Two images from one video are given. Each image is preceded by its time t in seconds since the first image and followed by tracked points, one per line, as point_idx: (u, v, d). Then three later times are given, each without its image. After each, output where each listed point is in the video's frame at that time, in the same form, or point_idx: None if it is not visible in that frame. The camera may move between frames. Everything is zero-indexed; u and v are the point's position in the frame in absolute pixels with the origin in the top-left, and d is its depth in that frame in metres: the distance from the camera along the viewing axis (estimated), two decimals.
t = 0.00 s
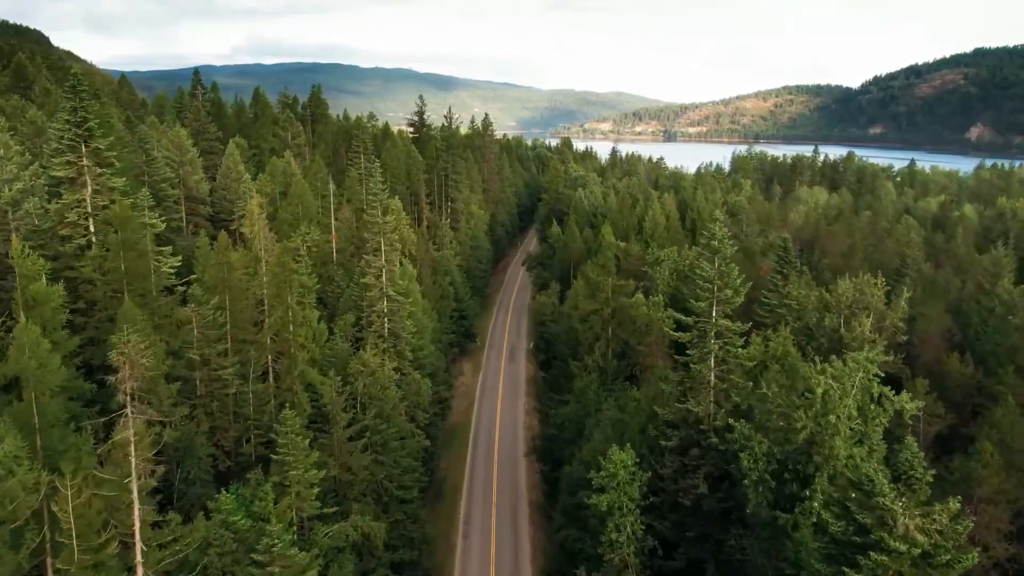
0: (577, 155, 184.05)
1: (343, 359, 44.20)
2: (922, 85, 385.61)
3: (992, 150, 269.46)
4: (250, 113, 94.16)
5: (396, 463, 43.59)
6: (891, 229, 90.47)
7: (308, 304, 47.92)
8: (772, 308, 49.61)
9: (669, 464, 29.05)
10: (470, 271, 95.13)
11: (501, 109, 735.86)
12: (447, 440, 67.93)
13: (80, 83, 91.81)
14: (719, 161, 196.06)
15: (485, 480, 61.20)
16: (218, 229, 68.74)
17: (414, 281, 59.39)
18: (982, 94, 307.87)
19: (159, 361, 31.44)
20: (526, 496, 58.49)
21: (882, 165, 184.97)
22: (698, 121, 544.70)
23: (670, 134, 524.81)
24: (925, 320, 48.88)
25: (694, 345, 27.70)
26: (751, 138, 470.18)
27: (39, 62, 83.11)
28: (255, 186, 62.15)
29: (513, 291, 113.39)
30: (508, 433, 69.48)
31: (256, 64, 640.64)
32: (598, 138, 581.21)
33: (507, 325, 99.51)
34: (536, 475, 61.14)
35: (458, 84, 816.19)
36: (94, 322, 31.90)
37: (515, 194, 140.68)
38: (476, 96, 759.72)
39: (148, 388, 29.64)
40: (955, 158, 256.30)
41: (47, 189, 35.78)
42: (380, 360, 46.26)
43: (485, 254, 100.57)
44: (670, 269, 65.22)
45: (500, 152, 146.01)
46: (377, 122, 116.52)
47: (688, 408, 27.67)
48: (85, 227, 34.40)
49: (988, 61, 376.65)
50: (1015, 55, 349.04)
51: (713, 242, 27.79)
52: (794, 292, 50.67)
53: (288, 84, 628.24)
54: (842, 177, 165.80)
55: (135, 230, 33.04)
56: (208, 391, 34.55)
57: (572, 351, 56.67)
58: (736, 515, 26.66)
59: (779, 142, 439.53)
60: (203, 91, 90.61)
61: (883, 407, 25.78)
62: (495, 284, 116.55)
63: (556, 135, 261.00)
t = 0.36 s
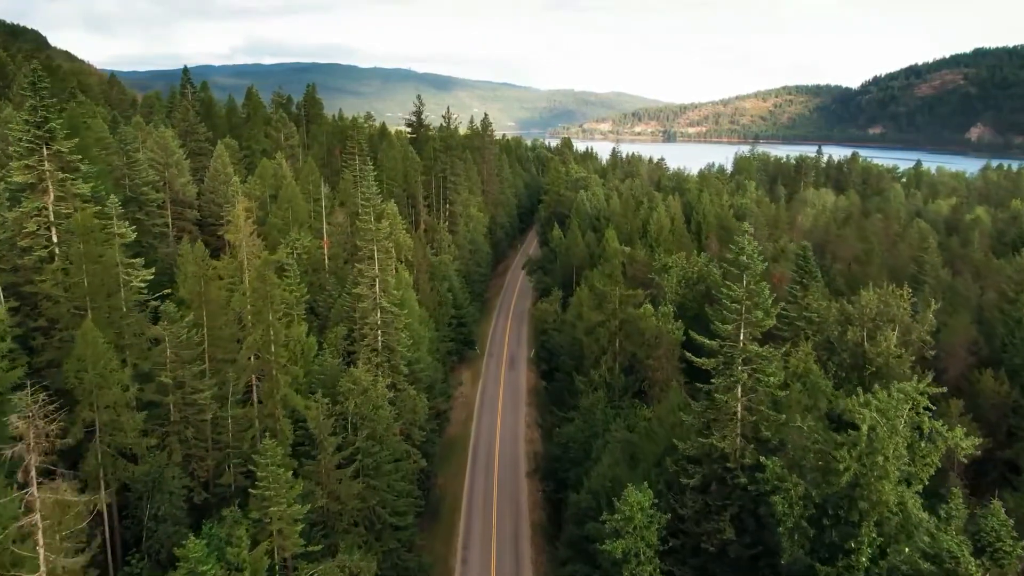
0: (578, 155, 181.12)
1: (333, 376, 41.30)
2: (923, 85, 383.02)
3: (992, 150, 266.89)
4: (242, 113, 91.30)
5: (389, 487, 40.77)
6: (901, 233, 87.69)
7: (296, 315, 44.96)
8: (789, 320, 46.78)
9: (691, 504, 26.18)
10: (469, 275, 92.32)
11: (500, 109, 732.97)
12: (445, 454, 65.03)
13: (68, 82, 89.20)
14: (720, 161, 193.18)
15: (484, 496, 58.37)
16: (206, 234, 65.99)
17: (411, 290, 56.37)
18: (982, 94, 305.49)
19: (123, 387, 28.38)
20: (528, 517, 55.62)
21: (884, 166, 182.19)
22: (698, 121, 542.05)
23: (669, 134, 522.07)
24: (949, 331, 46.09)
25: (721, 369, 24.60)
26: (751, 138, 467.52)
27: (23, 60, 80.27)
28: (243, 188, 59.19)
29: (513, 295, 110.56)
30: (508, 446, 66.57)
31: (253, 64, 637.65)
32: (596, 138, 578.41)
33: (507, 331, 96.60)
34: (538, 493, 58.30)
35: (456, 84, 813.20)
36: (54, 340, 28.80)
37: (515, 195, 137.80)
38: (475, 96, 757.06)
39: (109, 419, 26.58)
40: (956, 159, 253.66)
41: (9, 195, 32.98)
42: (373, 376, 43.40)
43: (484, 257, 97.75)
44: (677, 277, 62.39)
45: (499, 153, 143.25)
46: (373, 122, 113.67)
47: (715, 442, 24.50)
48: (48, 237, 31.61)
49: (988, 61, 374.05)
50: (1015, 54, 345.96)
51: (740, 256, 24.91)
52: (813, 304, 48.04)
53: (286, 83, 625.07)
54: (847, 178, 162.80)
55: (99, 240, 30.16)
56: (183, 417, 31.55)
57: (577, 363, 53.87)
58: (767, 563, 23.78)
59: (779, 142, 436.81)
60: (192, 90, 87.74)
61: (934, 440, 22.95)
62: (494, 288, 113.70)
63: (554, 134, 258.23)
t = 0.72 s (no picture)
0: (578, 156, 177.96)
1: (320, 399, 37.96)
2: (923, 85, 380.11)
3: (992, 150, 264.06)
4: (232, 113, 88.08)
5: (380, 519, 37.64)
6: (916, 237, 84.45)
7: (281, 330, 41.62)
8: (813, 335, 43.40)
9: (721, 560, 22.92)
10: (468, 281, 89.12)
11: (499, 109, 730.02)
12: (442, 472, 61.80)
13: (53, 81, 86.04)
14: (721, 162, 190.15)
15: (484, 518, 55.20)
16: (192, 240, 62.75)
17: (406, 300, 52.98)
18: (982, 94, 302.77)
19: (75, 424, 25.04)
20: (529, 543, 52.31)
21: (888, 167, 179.12)
22: (697, 121, 539.27)
23: (668, 135, 519.19)
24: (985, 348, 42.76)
25: (759, 409, 21.25)
26: (751, 138, 464.65)
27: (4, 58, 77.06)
28: (228, 192, 55.81)
29: (514, 300, 107.23)
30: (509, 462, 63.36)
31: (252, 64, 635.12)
32: (595, 138, 575.40)
33: (507, 338, 93.27)
34: (541, 516, 55.11)
35: (455, 84, 810.50)
36: None
37: (514, 197, 134.61)
38: (473, 97, 754.05)
39: (56, 463, 23.25)
40: (958, 160, 250.73)
41: None
42: (363, 397, 40.10)
43: (483, 262, 94.55)
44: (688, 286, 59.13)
45: (499, 154, 140.06)
46: (368, 122, 110.56)
47: (751, 494, 21.19)
48: None
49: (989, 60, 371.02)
50: (1016, 54, 342.39)
51: (781, 278, 21.62)
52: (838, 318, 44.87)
53: (283, 84, 622.20)
54: (853, 180, 159.43)
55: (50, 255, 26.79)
56: (149, 452, 28.13)
57: (583, 380, 50.65)
58: None
59: (779, 142, 433.89)
60: (181, 89, 84.60)
61: (1008, 494, 19.77)
62: (494, 292, 110.47)
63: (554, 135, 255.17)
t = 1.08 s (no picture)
0: (578, 156, 174.91)
1: (305, 425, 34.75)
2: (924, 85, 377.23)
3: (992, 150, 261.12)
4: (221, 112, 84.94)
5: (370, 556, 34.39)
6: (930, 241, 81.31)
7: (263, 348, 38.29)
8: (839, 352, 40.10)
9: None
10: (466, 286, 85.93)
11: (497, 109, 727.21)
12: (438, 492, 58.34)
13: (34, 79, 82.69)
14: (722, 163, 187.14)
15: (483, 543, 51.80)
16: (175, 246, 59.49)
17: (400, 311, 49.71)
18: (982, 93, 299.96)
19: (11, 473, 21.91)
20: (531, 570, 49.18)
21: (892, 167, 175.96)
22: (697, 122, 536.43)
23: (668, 135, 516.23)
24: None
25: (811, 462, 18.09)
26: (750, 138, 461.91)
27: None
28: (211, 196, 52.55)
29: (514, 305, 103.99)
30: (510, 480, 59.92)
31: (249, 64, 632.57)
32: (593, 138, 572.49)
33: (507, 345, 90.05)
34: (544, 540, 51.97)
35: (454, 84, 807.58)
36: None
37: (514, 199, 131.50)
38: (472, 97, 751.02)
39: None
40: (960, 160, 247.70)
41: None
42: (351, 420, 36.87)
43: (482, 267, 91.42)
44: (699, 296, 55.95)
45: (498, 154, 136.94)
46: (364, 122, 107.41)
47: (802, 563, 17.86)
48: None
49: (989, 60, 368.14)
50: (1016, 54, 339.55)
51: (836, 307, 18.52)
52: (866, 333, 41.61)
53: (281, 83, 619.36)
54: (859, 181, 156.27)
55: None
56: (105, 495, 24.93)
57: (590, 398, 47.45)
58: None
59: (778, 142, 431.01)
60: (168, 88, 81.44)
61: None
62: (493, 297, 107.31)
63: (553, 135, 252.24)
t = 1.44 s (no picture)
0: (578, 157, 172.06)
1: (288, 453, 31.83)
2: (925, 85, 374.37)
3: (991, 150, 258.40)
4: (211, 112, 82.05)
5: None
6: (944, 246, 78.48)
7: (245, 367, 35.33)
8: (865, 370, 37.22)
9: None
10: (465, 292, 83.06)
11: (496, 109, 724.35)
12: (435, 512, 55.41)
13: (17, 78, 79.77)
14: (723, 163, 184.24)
15: (483, 568, 48.95)
16: (159, 253, 56.57)
17: (395, 322, 46.75)
18: (981, 93, 297.28)
19: None
20: None
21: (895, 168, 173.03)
22: (696, 122, 533.84)
23: (667, 135, 513.58)
24: None
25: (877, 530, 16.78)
26: (749, 138, 459.32)
27: None
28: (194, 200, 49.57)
29: (514, 310, 101.11)
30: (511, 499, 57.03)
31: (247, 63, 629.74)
32: (592, 138, 569.69)
33: (507, 352, 87.16)
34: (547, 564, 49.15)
35: (452, 84, 804.62)
36: None
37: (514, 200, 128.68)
38: (471, 97, 748.15)
39: None
40: (961, 161, 244.86)
41: None
42: (339, 446, 33.98)
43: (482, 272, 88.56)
44: (711, 305, 53.10)
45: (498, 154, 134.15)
46: (359, 123, 104.54)
47: None
48: None
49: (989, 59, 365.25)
50: (1016, 54, 336.72)
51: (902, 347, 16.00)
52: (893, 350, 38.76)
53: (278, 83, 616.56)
54: (864, 183, 153.43)
55: None
56: (55, 546, 21.97)
57: (597, 416, 44.64)
58: None
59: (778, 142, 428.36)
60: (155, 87, 78.47)
61: None
62: (493, 302, 104.49)
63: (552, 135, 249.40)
